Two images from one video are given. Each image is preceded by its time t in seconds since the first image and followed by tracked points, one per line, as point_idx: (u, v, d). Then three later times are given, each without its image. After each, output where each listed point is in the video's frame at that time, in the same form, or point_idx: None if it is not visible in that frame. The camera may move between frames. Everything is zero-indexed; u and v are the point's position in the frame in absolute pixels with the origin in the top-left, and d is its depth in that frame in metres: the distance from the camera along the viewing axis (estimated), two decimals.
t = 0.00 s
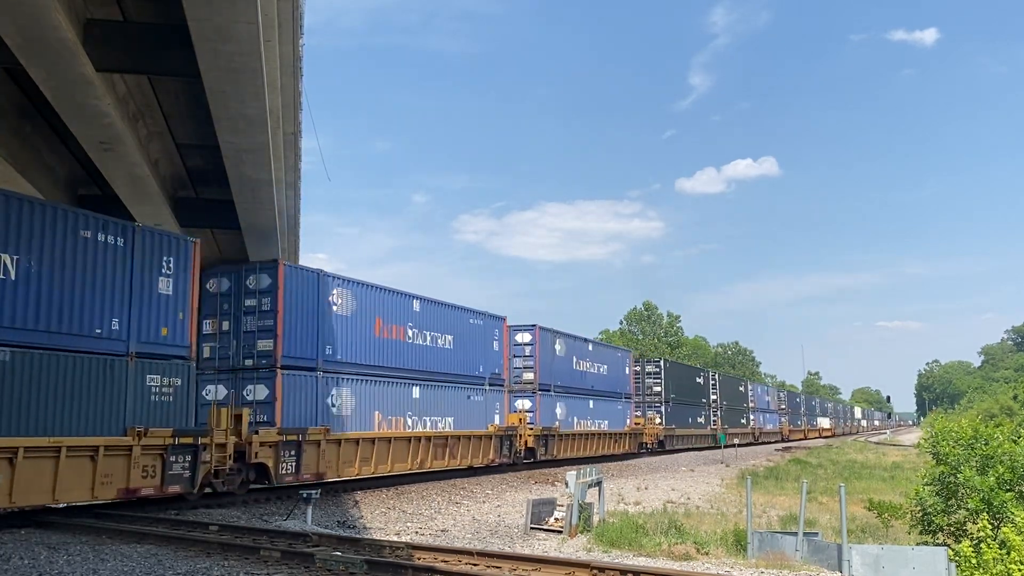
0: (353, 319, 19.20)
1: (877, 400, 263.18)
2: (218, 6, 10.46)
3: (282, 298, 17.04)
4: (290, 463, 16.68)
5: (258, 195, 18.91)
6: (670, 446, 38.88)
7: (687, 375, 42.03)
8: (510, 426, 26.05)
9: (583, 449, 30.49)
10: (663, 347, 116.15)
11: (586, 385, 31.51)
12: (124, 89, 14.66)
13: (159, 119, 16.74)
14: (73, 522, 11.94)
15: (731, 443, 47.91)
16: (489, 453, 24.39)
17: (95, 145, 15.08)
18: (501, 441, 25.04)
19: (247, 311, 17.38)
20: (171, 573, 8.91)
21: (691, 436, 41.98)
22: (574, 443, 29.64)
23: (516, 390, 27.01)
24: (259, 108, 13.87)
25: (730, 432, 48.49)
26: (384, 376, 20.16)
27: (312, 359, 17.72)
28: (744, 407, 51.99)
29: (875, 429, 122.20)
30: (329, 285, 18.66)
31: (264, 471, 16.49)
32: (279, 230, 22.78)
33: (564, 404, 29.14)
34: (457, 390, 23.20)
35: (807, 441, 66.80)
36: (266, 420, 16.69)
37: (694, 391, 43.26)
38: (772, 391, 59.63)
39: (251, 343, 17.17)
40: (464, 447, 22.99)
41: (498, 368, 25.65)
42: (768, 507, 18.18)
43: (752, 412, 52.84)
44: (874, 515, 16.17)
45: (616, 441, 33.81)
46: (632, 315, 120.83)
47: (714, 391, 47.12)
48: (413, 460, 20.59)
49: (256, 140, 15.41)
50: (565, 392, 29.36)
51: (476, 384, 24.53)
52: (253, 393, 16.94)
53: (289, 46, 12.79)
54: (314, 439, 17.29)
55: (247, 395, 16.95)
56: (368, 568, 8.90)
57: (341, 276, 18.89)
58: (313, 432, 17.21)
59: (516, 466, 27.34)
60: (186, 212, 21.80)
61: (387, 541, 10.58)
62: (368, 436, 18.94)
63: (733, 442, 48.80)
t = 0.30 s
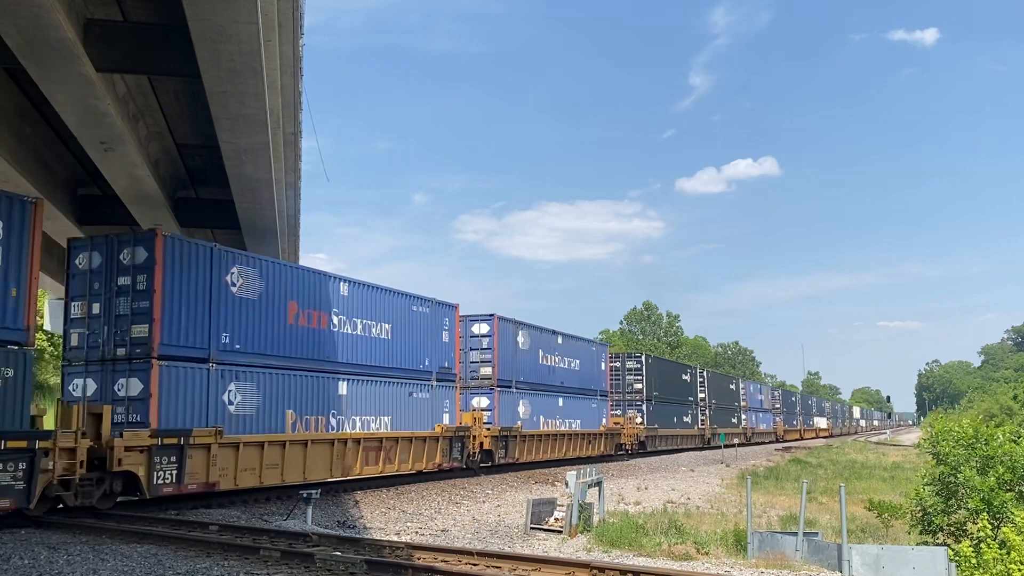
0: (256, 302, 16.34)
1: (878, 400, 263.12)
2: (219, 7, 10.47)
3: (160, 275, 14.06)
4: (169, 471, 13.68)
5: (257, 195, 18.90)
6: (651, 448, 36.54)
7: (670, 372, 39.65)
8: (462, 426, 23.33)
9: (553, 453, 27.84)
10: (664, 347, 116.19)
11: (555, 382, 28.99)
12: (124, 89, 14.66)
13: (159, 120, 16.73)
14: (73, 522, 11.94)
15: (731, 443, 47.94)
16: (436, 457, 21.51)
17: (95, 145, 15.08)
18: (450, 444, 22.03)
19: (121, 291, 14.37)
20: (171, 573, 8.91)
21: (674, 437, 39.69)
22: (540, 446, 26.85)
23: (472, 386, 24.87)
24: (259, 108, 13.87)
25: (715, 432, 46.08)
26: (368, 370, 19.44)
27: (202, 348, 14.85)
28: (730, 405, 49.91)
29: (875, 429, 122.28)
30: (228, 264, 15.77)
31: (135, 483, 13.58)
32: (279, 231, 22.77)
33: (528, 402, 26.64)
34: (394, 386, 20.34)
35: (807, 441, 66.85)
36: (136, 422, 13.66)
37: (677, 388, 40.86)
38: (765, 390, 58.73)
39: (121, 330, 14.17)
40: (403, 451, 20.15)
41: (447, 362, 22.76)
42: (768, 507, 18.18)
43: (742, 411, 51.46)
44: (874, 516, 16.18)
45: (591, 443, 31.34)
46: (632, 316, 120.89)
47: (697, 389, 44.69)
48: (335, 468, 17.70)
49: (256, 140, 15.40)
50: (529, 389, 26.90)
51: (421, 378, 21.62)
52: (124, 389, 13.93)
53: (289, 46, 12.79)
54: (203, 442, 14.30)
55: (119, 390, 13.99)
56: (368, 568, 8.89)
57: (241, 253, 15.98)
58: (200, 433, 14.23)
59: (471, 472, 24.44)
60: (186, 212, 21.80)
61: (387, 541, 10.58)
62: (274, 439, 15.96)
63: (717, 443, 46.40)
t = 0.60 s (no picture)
0: (127, 279, 13.67)
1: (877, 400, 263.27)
2: (219, 7, 10.46)
3: None
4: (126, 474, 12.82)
5: (257, 195, 18.89)
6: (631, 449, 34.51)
7: (649, 368, 37.72)
8: (399, 426, 20.84)
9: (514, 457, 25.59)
10: (664, 347, 116.25)
11: (515, 378, 26.65)
12: (124, 89, 14.66)
13: (159, 120, 16.75)
14: (73, 522, 11.95)
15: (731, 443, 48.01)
16: (367, 462, 19.04)
17: (95, 145, 15.08)
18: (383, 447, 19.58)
19: None
20: (172, 573, 8.92)
21: (656, 437, 37.69)
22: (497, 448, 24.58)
23: (420, 383, 22.64)
24: (259, 108, 13.87)
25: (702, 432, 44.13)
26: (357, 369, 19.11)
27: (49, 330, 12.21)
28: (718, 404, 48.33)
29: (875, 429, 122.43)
30: (87, 232, 13.02)
31: None
32: (279, 231, 22.77)
33: (481, 399, 24.36)
34: (317, 377, 18.06)
35: (806, 441, 66.94)
36: None
37: (658, 386, 38.92)
38: (758, 389, 57.63)
39: None
40: (324, 456, 17.61)
41: (379, 355, 20.59)
42: (768, 507, 18.20)
43: (732, 412, 50.08)
44: (874, 516, 16.19)
45: (559, 445, 29.09)
46: (632, 316, 120.95)
47: (680, 387, 42.80)
48: (231, 475, 14.89)
49: (256, 140, 15.40)
50: (483, 386, 24.63)
51: (352, 371, 19.52)
52: None
53: (289, 46, 12.79)
54: (42, 444, 11.46)
55: None
56: (368, 568, 8.89)
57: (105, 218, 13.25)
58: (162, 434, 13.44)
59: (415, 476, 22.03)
60: (186, 212, 21.80)
61: (387, 541, 10.59)
62: (145, 439, 13.14)
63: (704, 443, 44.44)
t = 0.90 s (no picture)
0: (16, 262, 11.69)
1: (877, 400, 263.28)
2: (219, 7, 10.46)
3: None
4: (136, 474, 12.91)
5: (257, 194, 18.89)
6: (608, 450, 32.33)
7: (628, 363, 35.34)
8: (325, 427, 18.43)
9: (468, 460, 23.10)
10: (664, 347, 116.33)
11: (470, 373, 23.82)
12: (124, 89, 14.69)
13: (159, 120, 16.76)
14: (73, 522, 11.94)
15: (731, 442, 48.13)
16: (278, 468, 16.19)
17: (95, 145, 15.08)
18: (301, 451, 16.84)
19: None
20: (172, 573, 8.92)
21: (636, 437, 35.38)
22: (448, 451, 22.11)
23: (352, 378, 20.00)
24: (259, 108, 13.87)
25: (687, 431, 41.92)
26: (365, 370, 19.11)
27: None
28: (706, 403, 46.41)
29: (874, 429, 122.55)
30: None
31: None
32: (279, 230, 22.77)
33: (428, 396, 21.66)
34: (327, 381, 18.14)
35: (806, 441, 67.05)
36: None
37: (638, 382, 36.66)
38: (751, 387, 56.26)
39: None
40: (218, 462, 14.64)
41: (294, 344, 17.62)
42: (768, 507, 18.20)
43: (723, 410, 48.48)
44: (874, 516, 16.21)
45: (524, 447, 26.46)
46: (632, 316, 121.04)
47: (663, 384, 40.63)
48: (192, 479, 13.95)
49: (256, 140, 15.39)
50: (430, 381, 21.85)
51: (260, 362, 16.58)
52: None
53: (289, 46, 12.78)
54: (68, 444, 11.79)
55: None
56: (368, 568, 8.89)
57: None
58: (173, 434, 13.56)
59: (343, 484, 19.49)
60: (186, 212, 21.80)
61: (387, 541, 10.59)
62: None
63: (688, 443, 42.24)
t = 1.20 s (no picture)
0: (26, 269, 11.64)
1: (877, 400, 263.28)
2: (219, 7, 10.47)
3: None
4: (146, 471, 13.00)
5: (257, 194, 18.88)
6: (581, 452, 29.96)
7: (603, 357, 33.07)
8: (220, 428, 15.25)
9: (408, 465, 20.39)
10: (664, 347, 116.37)
11: (411, 367, 21.07)
12: (124, 89, 14.70)
13: (159, 120, 16.78)
14: (73, 522, 11.94)
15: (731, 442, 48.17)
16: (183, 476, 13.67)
17: (95, 145, 15.08)
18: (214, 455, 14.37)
19: None
20: (172, 573, 8.92)
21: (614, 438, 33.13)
22: (381, 454, 19.42)
23: (262, 370, 17.23)
24: (259, 108, 13.87)
25: (672, 432, 39.61)
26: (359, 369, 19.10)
27: None
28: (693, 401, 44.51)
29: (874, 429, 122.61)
30: None
31: None
32: (279, 230, 22.77)
33: (358, 392, 19.01)
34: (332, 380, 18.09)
35: (805, 441, 67.10)
36: None
37: (616, 378, 34.34)
38: (743, 386, 54.78)
39: None
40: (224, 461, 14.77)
41: (176, 329, 14.28)
42: (768, 507, 18.19)
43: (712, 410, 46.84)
44: (875, 516, 16.21)
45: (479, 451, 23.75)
46: (632, 316, 121.11)
47: (646, 381, 38.37)
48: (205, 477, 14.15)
49: (256, 140, 15.39)
50: (362, 376, 19.23)
51: (132, 351, 13.36)
52: None
53: (289, 46, 12.78)
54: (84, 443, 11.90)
55: None
56: (368, 568, 8.89)
57: None
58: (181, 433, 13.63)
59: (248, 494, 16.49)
60: (185, 212, 21.80)
61: (388, 541, 10.58)
62: None
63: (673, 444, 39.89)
